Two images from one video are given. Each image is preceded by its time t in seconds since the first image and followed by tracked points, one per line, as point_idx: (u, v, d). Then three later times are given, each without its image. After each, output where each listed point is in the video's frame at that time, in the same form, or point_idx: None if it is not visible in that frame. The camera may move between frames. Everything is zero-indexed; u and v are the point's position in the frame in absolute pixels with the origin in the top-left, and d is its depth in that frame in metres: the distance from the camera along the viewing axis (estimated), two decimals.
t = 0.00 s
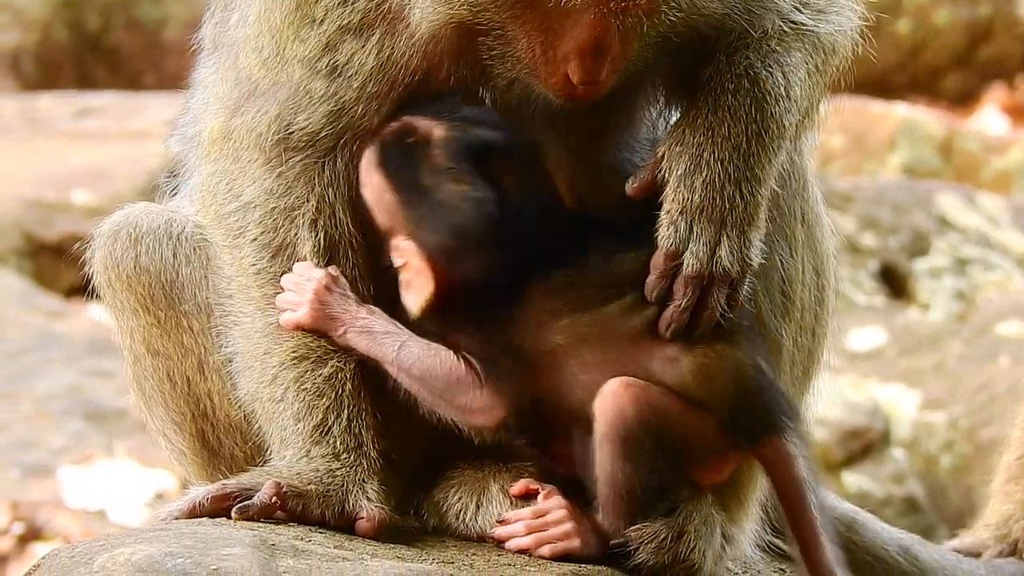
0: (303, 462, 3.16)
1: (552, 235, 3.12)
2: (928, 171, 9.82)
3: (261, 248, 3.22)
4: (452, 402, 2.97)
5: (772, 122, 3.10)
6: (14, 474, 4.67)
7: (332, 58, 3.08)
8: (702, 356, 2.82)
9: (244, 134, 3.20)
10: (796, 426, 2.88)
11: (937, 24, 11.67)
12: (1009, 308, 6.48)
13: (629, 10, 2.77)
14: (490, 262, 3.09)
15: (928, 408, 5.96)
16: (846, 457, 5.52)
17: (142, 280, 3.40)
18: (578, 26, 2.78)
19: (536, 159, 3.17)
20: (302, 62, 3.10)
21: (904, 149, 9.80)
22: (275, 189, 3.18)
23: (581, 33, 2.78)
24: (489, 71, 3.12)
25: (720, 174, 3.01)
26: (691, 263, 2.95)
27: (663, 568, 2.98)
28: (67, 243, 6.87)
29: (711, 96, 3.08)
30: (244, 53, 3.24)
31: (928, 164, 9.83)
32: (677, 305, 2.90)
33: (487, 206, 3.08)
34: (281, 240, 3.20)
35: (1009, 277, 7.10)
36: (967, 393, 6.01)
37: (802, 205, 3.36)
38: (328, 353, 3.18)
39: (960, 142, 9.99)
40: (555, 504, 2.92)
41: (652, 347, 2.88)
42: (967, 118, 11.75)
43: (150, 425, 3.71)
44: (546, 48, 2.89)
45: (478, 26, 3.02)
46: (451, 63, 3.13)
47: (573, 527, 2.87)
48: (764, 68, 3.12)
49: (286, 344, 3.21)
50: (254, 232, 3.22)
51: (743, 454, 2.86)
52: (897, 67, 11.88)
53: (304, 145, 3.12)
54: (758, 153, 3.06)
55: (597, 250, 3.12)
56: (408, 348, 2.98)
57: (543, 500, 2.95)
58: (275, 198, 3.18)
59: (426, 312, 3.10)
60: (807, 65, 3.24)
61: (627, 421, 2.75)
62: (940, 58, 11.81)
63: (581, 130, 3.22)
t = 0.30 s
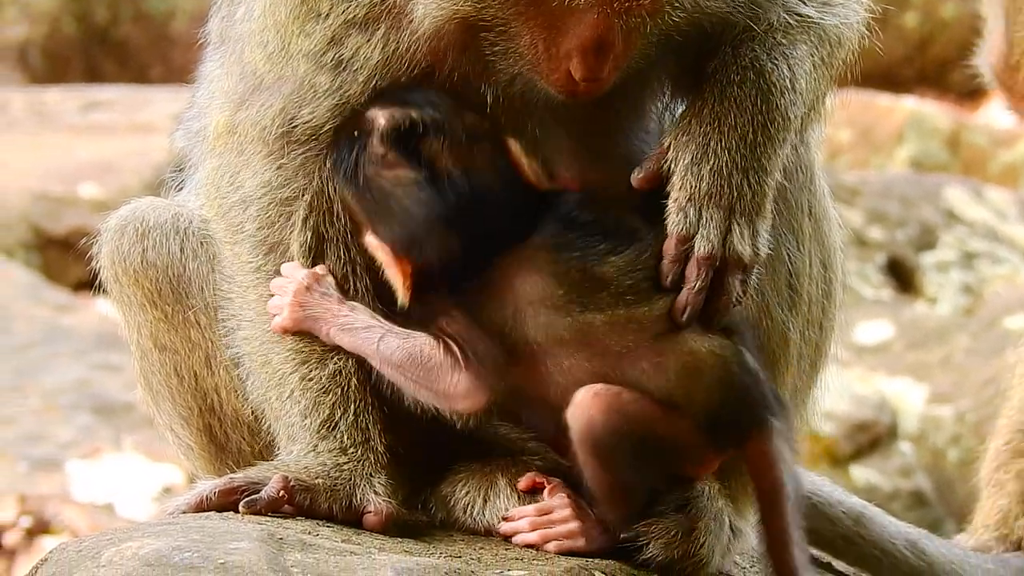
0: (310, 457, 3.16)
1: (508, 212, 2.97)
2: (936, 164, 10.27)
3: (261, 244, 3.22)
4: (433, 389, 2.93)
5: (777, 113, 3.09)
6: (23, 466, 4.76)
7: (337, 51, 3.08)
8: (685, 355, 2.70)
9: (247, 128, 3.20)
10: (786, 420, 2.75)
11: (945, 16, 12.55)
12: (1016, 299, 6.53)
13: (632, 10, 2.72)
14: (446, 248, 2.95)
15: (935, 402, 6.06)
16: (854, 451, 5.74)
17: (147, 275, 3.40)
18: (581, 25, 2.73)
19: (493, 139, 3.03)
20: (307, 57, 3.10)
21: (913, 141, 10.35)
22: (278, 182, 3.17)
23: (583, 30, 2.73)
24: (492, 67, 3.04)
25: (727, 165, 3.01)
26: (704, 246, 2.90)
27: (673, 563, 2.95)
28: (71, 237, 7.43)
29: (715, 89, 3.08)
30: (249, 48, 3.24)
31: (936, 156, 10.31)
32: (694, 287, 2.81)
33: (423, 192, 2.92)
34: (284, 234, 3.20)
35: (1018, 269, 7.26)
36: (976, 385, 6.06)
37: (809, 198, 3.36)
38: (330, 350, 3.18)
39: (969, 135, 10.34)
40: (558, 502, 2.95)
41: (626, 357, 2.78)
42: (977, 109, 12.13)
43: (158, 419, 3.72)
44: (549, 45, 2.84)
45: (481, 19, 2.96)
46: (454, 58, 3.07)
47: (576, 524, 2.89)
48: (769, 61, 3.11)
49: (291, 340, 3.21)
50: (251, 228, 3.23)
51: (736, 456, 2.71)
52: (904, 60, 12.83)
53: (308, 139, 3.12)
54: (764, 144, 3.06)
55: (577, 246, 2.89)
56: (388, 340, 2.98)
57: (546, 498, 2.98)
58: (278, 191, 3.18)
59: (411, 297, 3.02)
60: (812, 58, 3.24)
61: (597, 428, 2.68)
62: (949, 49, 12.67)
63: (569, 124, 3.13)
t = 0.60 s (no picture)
0: (312, 452, 3.15)
1: (535, 180, 2.83)
2: (936, 158, 10.69)
3: (266, 239, 3.23)
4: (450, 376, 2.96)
5: (780, 115, 3.01)
6: (24, 463, 4.79)
7: (341, 47, 3.07)
8: (658, 372, 2.63)
9: (252, 123, 3.20)
10: (771, 435, 2.67)
11: (945, 10, 12.98)
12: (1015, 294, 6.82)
13: (638, 9, 2.72)
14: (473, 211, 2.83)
15: (937, 394, 6.29)
16: (856, 444, 6.01)
17: (151, 268, 3.41)
18: (585, 23, 2.74)
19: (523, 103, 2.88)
20: (311, 51, 3.09)
21: (912, 136, 10.72)
22: (282, 177, 3.17)
23: (587, 28, 2.74)
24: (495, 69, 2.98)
25: (729, 170, 2.97)
26: (716, 263, 2.96)
27: (676, 559, 2.97)
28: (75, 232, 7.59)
29: (716, 90, 3.00)
30: (253, 42, 3.23)
31: (936, 150, 10.72)
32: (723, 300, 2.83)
33: (452, 153, 2.79)
34: (286, 230, 3.20)
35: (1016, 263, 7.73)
36: (977, 378, 6.34)
37: (812, 192, 3.36)
38: (336, 345, 3.17)
39: (969, 129, 10.77)
40: (552, 498, 2.91)
41: (603, 367, 2.72)
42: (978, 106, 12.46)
43: (160, 413, 3.74)
44: (554, 43, 2.84)
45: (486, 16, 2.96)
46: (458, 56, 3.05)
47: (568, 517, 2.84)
48: (772, 60, 3.00)
49: (292, 337, 3.20)
50: (257, 223, 3.23)
51: (717, 471, 2.66)
52: (907, 54, 13.24)
53: (312, 134, 3.12)
54: (767, 146, 3.00)
55: (595, 243, 2.75)
56: (398, 332, 3.00)
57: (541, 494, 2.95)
58: (282, 186, 3.18)
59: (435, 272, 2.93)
60: (816, 55, 3.12)
61: (565, 442, 2.68)
62: (950, 43, 13.09)
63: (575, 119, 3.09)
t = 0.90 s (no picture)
0: (311, 448, 3.15)
1: (539, 170, 2.89)
2: (936, 158, 10.76)
3: (267, 236, 3.23)
4: (462, 360, 2.94)
5: (783, 113, 3.00)
6: (23, 460, 4.79)
7: (343, 45, 3.04)
8: (661, 356, 2.67)
9: (254, 120, 3.19)
10: (770, 428, 2.72)
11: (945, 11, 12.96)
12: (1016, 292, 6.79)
13: (640, 13, 2.71)
14: (478, 199, 2.89)
15: (937, 394, 6.33)
16: (856, 442, 6.03)
17: (152, 264, 3.41)
18: (587, 24, 2.73)
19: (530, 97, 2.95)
20: (313, 49, 3.06)
21: (912, 135, 10.76)
22: (283, 174, 3.17)
23: (589, 30, 2.74)
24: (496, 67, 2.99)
25: (731, 171, 2.95)
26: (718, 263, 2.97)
27: (674, 558, 2.96)
28: (74, 229, 7.65)
29: (719, 89, 2.98)
30: (255, 39, 3.21)
31: (936, 150, 10.78)
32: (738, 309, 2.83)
33: (458, 141, 2.86)
34: (287, 227, 3.20)
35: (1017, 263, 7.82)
36: (976, 377, 6.38)
37: (812, 191, 3.35)
38: (337, 342, 3.16)
39: (970, 128, 10.79)
40: (551, 493, 2.90)
41: (606, 351, 2.76)
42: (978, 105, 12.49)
43: (159, 409, 3.74)
44: (554, 43, 2.83)
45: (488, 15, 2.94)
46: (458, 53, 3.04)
47: (567, 509, 2.84)
48: (773, 59, 3.00)
49: (291, 334, 3.20)
50: (258, 219, 3.23)
51: (717, 464, 2.70)
52: (908, 54, 13.30)
53: (314, 131, 3.11)
54: (768, 146, 2.99)
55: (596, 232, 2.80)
56: (403, 321, 2.98)
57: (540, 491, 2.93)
58: (284, 183, 3.18)
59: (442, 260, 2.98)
60: (818, 55, 3.10)
61: (567, 422, 2.70)
62: (951, 41, 13.11)
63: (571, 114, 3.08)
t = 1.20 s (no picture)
0: (311, 447, 3.15)
1: (569, 213, 2.89)
2: (936, 156, 10.75)
3: (268, 234, 3.22)
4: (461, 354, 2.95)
5: (784, 112, 2.99)
6: (22, 458, 4.79)
7: (343, 43, 3.03)
8: (683, 355, 2.68)
9: (254, 119, 3.19)
10: (783, 435, 2.72)
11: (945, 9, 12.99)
12: (1017, 291, 6.79)
13: (640, 13, 2.71)
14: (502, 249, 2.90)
15: (938, 392, 6.34)
16: (856, 441, 6.04)
17: (152, 262, 3.42)
18: (588, 23, 2.73)
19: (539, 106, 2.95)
20: (313, 47, 3.06)
21: (913, 133, 10.75)
22: (284, 172, 3.17)
23: (589, 29, 2.74)
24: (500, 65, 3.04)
25: (733, 170, 2.95)
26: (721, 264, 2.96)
27: (674, 557, 2.95)
28: (74, 226, 7.67)
29: (721, 89, 2.98)
30: (257, 37, 3.20)
31: (936, 148, 10.77)
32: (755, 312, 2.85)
33: (490, 192, 2.89)
34: (288, 225, 3.20)
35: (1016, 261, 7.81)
36: (975, 376, 6.38)
37: (813, 189, 3.35)
38: (339, 339, 3.16)
39: (970, 126, 10.79)
40: (549, 492, 2.89)
41: (625, 352, 2.77)
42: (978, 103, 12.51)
43: (158, 406, 3.74)
44: (554, 43, 2.83)
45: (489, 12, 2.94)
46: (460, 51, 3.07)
47: (566, 510, 2.85)
48: (773, 59, 2.98)
49: (291, 332, 3.19)
50: (259, 217, 3.23)
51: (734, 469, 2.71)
52: (908, 52, 13.31)
53: (314, 130, 3.10)
54: (771, 145, 2.98)
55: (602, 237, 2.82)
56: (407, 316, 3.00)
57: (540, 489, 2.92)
58: (285, 181, 3.17)
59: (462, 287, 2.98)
60: (819, 54, 3.08)
61: (588, 427, 2.69)
62: (951, 40, 13.11)
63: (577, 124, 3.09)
